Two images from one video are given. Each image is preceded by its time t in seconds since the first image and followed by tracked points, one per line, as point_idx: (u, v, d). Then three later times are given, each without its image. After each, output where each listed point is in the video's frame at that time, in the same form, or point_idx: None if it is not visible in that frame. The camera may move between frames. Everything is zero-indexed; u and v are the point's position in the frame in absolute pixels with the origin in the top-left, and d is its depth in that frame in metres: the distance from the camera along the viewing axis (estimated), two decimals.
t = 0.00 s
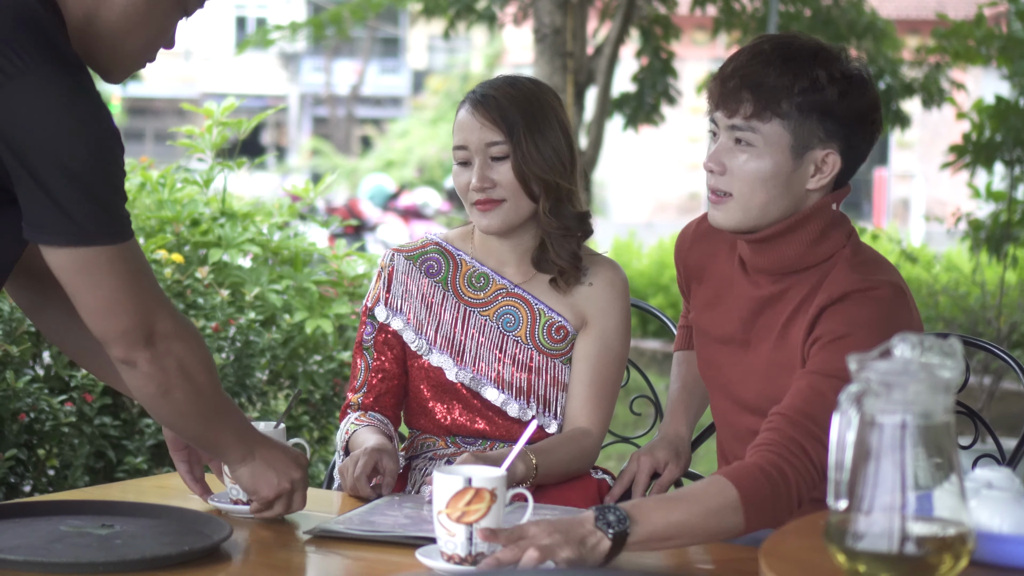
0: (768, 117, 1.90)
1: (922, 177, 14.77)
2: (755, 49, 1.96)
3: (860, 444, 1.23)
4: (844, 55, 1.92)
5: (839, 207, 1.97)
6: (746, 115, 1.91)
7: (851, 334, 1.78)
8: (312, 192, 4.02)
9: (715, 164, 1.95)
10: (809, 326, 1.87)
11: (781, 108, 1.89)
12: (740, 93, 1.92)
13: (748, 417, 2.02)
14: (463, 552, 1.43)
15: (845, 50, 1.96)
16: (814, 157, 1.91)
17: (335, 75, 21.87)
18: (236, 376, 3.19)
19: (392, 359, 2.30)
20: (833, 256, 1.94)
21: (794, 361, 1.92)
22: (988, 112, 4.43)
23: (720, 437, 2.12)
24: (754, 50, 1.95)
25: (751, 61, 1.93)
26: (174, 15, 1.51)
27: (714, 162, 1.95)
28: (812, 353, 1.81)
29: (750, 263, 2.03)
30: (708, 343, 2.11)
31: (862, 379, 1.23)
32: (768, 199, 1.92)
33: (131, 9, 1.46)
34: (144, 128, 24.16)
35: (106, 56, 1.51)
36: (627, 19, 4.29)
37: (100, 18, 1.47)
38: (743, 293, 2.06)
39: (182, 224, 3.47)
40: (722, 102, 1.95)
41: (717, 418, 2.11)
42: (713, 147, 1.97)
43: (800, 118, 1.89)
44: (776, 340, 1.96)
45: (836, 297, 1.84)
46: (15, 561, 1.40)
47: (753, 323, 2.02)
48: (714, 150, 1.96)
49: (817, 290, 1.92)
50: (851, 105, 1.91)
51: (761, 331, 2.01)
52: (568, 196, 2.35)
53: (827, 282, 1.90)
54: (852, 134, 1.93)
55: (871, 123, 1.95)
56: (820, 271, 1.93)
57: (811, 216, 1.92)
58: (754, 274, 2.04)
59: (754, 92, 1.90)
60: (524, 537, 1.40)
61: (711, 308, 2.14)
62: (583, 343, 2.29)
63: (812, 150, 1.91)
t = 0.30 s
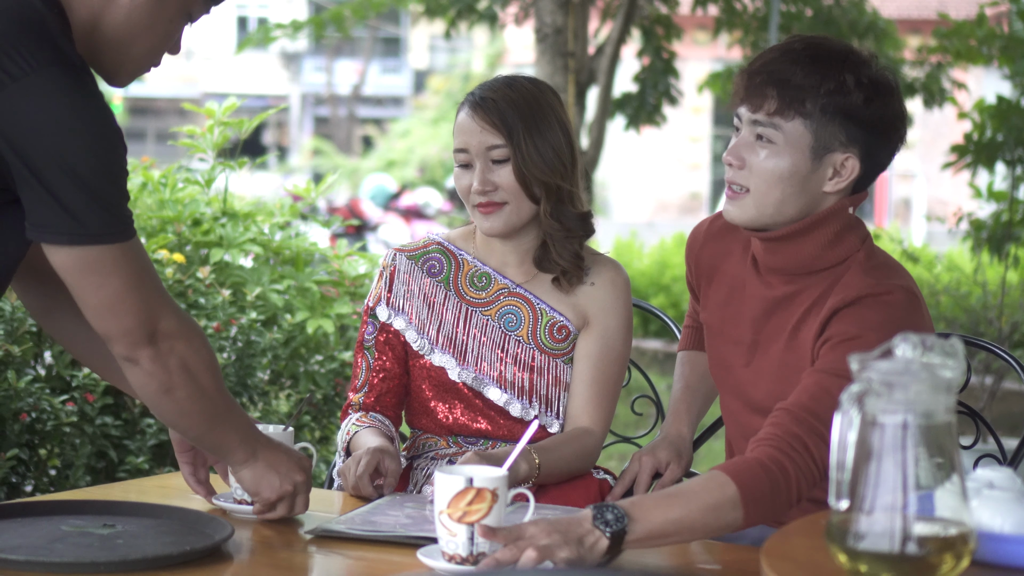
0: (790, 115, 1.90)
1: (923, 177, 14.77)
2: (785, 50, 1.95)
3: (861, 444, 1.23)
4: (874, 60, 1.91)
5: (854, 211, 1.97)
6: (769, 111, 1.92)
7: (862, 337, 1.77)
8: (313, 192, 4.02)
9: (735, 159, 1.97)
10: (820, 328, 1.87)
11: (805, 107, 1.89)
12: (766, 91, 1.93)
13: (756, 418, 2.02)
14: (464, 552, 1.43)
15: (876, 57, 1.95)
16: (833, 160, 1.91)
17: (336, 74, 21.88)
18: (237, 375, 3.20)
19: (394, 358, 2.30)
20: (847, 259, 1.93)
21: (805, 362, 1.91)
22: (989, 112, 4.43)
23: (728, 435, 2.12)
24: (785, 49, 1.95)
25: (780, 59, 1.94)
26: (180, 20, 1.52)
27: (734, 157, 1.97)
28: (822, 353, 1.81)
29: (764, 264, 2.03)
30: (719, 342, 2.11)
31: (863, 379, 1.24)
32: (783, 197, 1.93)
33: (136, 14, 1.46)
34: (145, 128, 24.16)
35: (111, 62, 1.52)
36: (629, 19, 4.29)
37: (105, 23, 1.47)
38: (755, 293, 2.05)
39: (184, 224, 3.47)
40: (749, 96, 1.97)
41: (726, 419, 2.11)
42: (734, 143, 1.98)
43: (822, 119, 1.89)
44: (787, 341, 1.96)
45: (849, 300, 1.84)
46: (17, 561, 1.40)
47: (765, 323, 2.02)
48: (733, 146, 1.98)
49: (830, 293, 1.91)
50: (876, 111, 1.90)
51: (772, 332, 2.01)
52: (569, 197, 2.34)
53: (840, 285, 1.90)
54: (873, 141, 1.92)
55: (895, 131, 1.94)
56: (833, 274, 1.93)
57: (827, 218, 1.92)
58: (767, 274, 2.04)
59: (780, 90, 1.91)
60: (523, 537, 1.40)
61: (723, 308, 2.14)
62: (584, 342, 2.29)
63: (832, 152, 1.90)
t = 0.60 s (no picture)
0: (804, 118, 1.89)
1: (924, 177, 14.77)
2: (799, 52, 1.94)
3: (862, 445, 1.23)
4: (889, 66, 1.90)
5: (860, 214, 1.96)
6: (783, 114, 1.90)
7: (866, 339, 1.78)
8: (314, 192, 4.02)
9: (746, 160, 1.95)
10: (826, 331, 1.87)
11: (818, 111, 1.88)
12: (780, 92, 1.91)
13: (760, 420, 2.02)
14: (465, 552, 1.43)
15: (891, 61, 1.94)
16: (844, 165, 1.90)
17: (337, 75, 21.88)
18: (238, 376, 3.21)
19: (393, 359, 2.30)
20: (853, 263, 1.93)
21: (810, 364, 1.91)
22: (990, 113, 4.43)
23: (733, 436, 2.12)
24: (801, 51, 1.93)
25: (795, 60, 1.92)
26: (180, 17, 1.52)
27: (745, 159, 1.95)
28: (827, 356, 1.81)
29: (770, 266, 2.02)
30: (725, 344, 2.11)
31: (865, 379, 1.24)
32: (792, 201, 1.93)
33: (133, 11, 1.46)
34: (146, 128, 24.17)
35: (110, 59, 1.52)
36: (630, 19, 4.30)
37: (104, 22, 1.47)
38: (760, 295, 2.05)
39: (185, 224, 3.47)
40: (761, 98, 1.95)
41: (730, 421, 2.12)
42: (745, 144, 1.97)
43: (836, 124, 1.88)
44: (792, 344, 1.96)
45: (854, 304, 1.84)
46: (19, 562, 1.41)
47: (770, 325, 2.02)
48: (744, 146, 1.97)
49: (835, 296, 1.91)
50: (889, 118, 1.89)
51: (777, 334, 2.01)
52: (569, 199, 2.35)
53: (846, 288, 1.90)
54: (885, 147, 1.92)
55: (906, 138, 1.93)
56: (839, 276, 1.93)
57: (834, 221, 1.92)
58: (772, 277, 2.03)
59: (794, 93, 1.89)
60: (525, 537, 1.41)
61: (728, 310, 2.13)
62: (583, 342, 2.28)
63: (844, 157, 1.90)
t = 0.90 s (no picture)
0: (813, 130, 1.88)
1: (926, 178, 14.76)
2: (803, 60, 1.92)
3: (864, 446, 1.23)
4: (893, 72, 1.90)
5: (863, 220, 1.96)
6: (790, 124, 1.89)
7: (867, 347, 1.79)
8: (316, 194, 4.02)
9: (752, 171, 1.94)
10: (828, 338, 1.87)
11: (826, 121, 1.87)
12: (787, 102, 1.89)
13: (763, 426, 2.02)
14: (470, 554, 1.43)
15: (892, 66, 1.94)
16: (852, 173, 1.90)
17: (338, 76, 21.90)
18: (241, 377, 3.21)
19: (393, 364, 2.31)
20: (855, 270, 1.92)
21: (813, 372, 1.91)
22: (992, 114, 4.43)
23: (737, 440, 2.12)
24: (804, 59, 1.92)
25: (801, 69, 1.90)
26: (171, 9, 1.52)
27: (751, 169, 1.94)
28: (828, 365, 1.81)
29: (774, 273, 2.02)
30: (729, 351, 2.11)
31: (866, 381, 1.24)
32: (802, 211, 1.92)
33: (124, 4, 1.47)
34: (148, 129, 24.20)
35: (105, 53, 1.53)
36: (632, 21, 4.29)
37: (96, 17, 1.48)
38: (765, 301, 2.05)
39: (187, 226, 3.48)
40: (766, 107, 1.92)
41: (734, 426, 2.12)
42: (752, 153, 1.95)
43: (844, 133, 1.88)
44: (796, 351, 1.96)
45: (855, 312, 1.84)
46: (22, 564, 1.41)
47: (774, 332, 2.02)
48: (753, 155, 1.95)
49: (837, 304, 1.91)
50: (895, 126, 1.89)
51: (781, 342, 2.01)
52: (565, 202, 2.33)
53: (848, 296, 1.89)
54: (890, 154, 1.92)
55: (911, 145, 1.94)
56: (841, 284, 1.93)
57: (839, 229, 1.91)
58: (776, 284, 2.03)
59: (802, 103, 1.88)
60: (531, 537, 1.41)
61: (734, 316, 2.13)
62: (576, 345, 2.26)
63: (851, 166, 1.89)
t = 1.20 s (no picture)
0: (828, 153, 1.83)
1: (932, 182, 14.74)
2: (803, 76, 1.87)
3: (871, 451, 1.24)
4: (893, 77, 1.86)
5: (870, 223, 1.95)
6: (802, 150, 1.83)
7: (873, 352, 1.78)
8: (322, 198, 4.03)
9: (768, 197, 1.87)
10: (833, 343, 1.87)
11: (837, 140, 1.82)
12: (797, 127, 1.83)
13: (769, 429, 2.03)
14: (483, 558, 1.43)
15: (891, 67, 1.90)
16: (865, 182, 1.87)
17: (344, 80, 21.95)
18: (247, 380, 3.21)
19: (399, 367, 2.31)
20: (861, 275, 1.91)
21: (819, 377, 1.91)
22: (998, 118, 4.42)
23: (744, 443, 2.12)
24: (803, 76, 1.87)
25: (805, 92, 1.84)
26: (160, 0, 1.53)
27: (767, 195, 1.87)
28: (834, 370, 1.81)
29: (781, 278, 2.01)
30: (737, 357, 2.12)
31: (873, 385, 1.24)
32: (822, 231, 1.87)
33: None
34: (154, 133, 24.26)
35: (100, 47, 1.54)
36: (638, 25, 4.30)
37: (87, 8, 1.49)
38: (772, 306, 2.04)
39: (193, 229, 3.50)
40: (772, 133, 1.86)
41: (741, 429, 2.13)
42: (763, 179, 1.88)
43: (857, 149, 1.83)
44: (803, 355, 1.96)
45: (861, 317, 1.83)
46: (29, 567, 1.42)
47: (781, 338, 2.01)
48: (766, 181, 1.88)
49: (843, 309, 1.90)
50: (900, 130, 1.87)
51: (788, 347, 2.00)
52: (567, 206, 2.30)
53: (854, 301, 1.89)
54: (896, 157, 1.90)
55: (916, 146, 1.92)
56: (846, 289, 1.92)
57: (847, 236, 1.90)
58: (783, 289, 2.02)
59: (813, 126, 1.82)
60: (544, 540, 1.41)
61: (742, 320, 2.12)
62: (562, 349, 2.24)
63: (866, 175, 1.86)
